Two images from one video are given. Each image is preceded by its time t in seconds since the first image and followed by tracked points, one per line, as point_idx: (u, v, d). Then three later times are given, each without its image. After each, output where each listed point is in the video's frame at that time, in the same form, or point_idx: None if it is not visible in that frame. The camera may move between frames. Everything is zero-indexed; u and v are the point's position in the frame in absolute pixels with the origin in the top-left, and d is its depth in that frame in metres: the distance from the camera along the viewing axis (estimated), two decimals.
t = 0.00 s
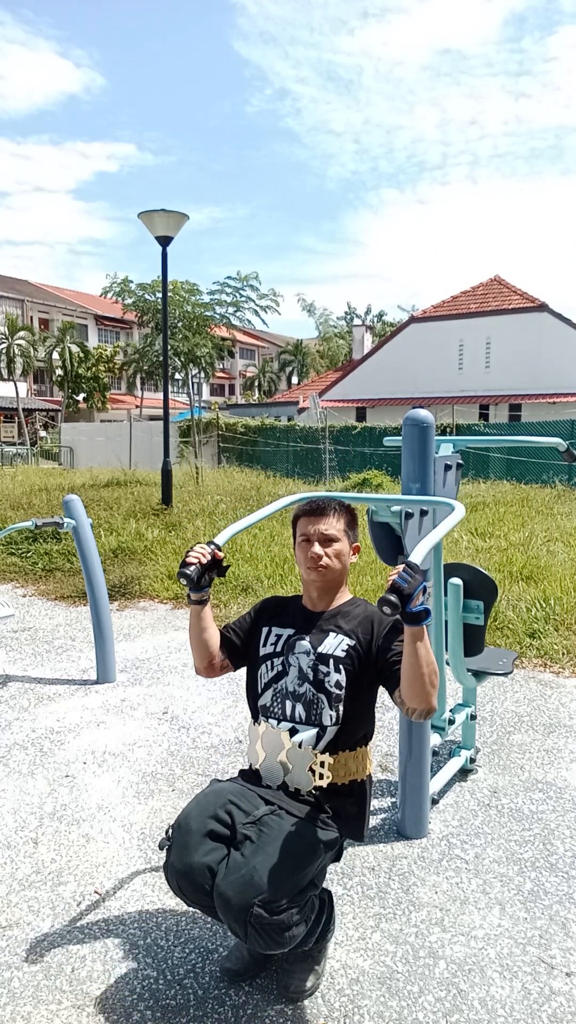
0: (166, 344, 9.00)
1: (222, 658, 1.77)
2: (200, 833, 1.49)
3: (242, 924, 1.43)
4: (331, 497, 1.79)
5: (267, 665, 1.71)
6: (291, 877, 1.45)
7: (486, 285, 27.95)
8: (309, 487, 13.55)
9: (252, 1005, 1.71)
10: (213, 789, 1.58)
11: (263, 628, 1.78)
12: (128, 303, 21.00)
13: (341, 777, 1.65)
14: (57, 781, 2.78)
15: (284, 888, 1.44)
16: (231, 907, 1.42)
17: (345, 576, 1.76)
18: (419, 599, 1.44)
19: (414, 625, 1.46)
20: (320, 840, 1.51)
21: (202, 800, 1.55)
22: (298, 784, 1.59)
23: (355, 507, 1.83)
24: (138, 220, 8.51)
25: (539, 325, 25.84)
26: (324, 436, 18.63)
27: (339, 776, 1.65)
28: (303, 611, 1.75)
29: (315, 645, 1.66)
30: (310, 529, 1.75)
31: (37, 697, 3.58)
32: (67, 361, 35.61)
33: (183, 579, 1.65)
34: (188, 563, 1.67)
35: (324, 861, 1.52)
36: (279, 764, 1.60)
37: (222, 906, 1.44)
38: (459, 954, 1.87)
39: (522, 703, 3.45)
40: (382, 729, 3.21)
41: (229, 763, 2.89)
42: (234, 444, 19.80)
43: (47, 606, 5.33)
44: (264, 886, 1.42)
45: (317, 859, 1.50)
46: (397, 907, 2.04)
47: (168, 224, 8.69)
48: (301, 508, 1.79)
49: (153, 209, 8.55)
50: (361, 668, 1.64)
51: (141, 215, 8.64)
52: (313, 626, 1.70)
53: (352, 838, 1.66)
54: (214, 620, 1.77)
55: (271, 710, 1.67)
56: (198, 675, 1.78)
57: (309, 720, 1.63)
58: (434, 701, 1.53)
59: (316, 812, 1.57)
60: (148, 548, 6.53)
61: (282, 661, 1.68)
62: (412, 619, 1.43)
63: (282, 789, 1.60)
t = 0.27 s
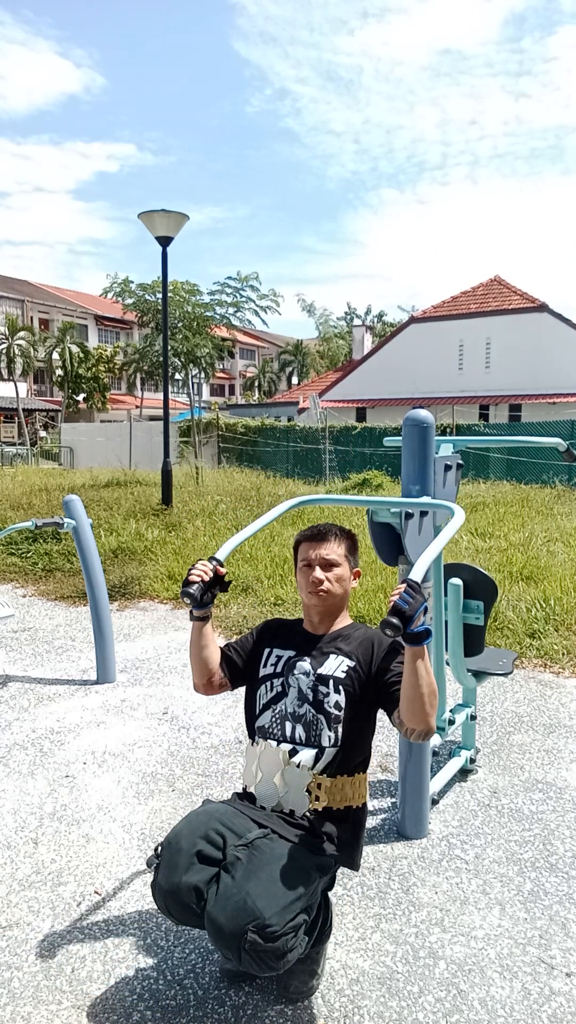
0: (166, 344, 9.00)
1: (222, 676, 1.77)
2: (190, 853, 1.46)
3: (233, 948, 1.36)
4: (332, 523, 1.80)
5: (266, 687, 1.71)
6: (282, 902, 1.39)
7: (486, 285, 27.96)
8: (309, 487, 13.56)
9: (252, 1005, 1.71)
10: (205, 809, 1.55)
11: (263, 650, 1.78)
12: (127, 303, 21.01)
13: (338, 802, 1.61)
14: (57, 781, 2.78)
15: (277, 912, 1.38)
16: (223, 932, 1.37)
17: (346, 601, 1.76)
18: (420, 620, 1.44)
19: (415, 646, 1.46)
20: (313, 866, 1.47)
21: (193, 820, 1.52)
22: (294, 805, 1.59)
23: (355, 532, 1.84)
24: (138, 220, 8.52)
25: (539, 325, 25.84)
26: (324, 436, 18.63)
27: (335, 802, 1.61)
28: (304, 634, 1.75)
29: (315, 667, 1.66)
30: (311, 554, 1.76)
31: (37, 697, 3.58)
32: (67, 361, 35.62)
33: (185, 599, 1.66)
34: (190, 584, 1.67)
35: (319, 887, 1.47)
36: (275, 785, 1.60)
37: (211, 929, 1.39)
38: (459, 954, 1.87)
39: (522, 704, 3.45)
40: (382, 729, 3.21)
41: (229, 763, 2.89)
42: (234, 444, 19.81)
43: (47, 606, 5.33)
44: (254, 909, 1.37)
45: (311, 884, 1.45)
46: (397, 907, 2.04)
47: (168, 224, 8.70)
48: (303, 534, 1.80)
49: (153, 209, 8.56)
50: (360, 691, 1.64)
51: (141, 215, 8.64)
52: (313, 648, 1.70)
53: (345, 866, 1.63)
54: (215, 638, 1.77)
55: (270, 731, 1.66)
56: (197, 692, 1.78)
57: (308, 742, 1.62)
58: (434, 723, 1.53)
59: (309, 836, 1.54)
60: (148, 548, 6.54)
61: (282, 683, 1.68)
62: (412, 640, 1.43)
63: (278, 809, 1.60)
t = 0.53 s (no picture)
0: (166, 344, 8.99)
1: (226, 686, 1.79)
2: (184, 867, 1.46)
3: (232, 962, 1.37)
4: (333, 526, 1.81)
5: (263, 689, 1.70)
6: (279, 914, 1.39)
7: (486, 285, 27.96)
8: (309, 487, 13.56)
9: (252, 1005, 1.71)
10: (199, 819, 1.55)
11: (260, 653, 1.78)
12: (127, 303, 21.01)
13: (333, 806, 1.60)
14: (57, 781, 2.78)
15: (274, 924, 1.38)
16: (221, 947, 1.37)
17: (344, 604, 1.76)
18: (421, 634, 1.44)
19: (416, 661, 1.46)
20: (310, 873, 1.47)
21: (187, 833, 1.52)
22: (289, 808, 1.58)
23: (355, 536, 1.85)
24: (138, 220, 8.52)
25: (539, 325, 25.85)
26: (324, 436, 18.63)
27: (331, 805, 1.60)
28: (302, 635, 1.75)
29: (314, 669, 1.66)
30: (311, 556, 1.76)
31: (37, 697, 3.58)
32: (67, 361, 35.63)
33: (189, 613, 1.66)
34: (192, 598, 1.67)
35: (317, 895, 1.47)
36: (271, 787, 1.60)
37: (208, 943, 1.38)
38: (459, 954, 1.87)
39: (522, 703, 3.45)
40: (382, 729, 3.21)
41: (229, 763, 2.89)
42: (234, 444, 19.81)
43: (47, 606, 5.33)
44: (251, 923, 1.36)
45: (308, 893, 1.44)
46: (397, 907, 2.04)
47: (168, 224, 8.70)
48: (303, 535, 1.81)
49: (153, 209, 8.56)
50: (359, 694, 1.64)
51: (141, 215, 8.64)
52: (311, 650, 1.70)
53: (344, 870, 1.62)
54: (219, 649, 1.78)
55: (266, 733, 1.66)
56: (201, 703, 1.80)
57: (306, 744, 1.62)
58: (430, 735, 1.54)
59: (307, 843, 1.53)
60: (148, 548, 6.54)
61: (279, 685, 1.68)
62: (414, 656, 1.43)
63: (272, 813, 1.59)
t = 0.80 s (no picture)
0: (166, 344, 8.99)
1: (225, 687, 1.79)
2: (184, 867, 1.46)
3: (232, 963, 1.37)
4: (332, 529, 1.80)
5: (264, 693, 1.71)
6: (280, 917, 1.39)
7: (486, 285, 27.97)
8: (309, 486, 13.56)
9: (252, 1005, 1.70)
10: (200, 821, 1.55)
11: (261, 656, 1.78)
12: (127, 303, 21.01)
13: (335, 809, 1.60)
14: (57, 781, 2.78)
15: (275, 926, 1.38)
16: (221, 949, 1.36)
17: (345, 608, 1.76)
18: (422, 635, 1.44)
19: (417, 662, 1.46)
20: (310, 877, 1.47)
21: (187, 834, 1.52)
22: (290, 812, 1.58)
23: (355, 539, 1.85)
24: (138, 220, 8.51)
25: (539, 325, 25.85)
26: (324, 436, 18.63)
27: (332, 809, 1.60)
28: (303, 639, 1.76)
29: (315, 673, 1.66)
30: (311, 560, 1.76)
31: (37, 697, 3.58)
32: (67, 361, 35.64)
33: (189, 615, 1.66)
34: (192, 599, 1.67)
35: (317, 898, 1.47)
36: (272, 790, 1.60)
37: (209, 945, 1.38)
38: (459, 954, 1.87)
39: (522, 703, 3.45)
40: (381, 729, 3.21)
41: (229, 763, 2.89)
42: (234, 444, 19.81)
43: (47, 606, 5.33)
44: (251, 925, 1.36)
45: (309, 897, 1.44)
46: (397, 907, 2.04)
47: (168, 224, 8.70)
48: (303, 539, 1.81)
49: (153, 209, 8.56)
50: (361, 698, 1.64)
51: (141, 215, 8.64)
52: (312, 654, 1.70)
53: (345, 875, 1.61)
54: (219, 648, 1.78)
55: (267, 737, 1.66)
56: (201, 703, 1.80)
57: (307, 748, 1.62)
58: (434, 737, 1.54)
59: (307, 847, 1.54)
60: (148, 548, 6.54)
61: (280, 689, 1.68)
62: (415, 656, 1.43)
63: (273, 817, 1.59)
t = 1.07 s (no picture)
0: (166, 344, 9.00)
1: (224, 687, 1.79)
2: (184, 871, 1.46)
3: (232, 968, 1.37)
4: (332, 532, 1.80)
5: (265, 694, 1.71)
6: (280, 921, 1.39)
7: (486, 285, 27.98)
8: (309, 486, 13.56)
9: (252, 1005, 1.71)
10: (199, 824, 1.55)
11: (262, 659, 1.78)
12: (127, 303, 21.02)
13: (334, 813, 1.60)
14: (57, 781, 2.78)
15: (276, 932, 1.38)
16: (221, 954, 1.37)
17: (345, 611, 1.76)
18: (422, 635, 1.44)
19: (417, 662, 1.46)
20: (310, 880, 1.47)
21: (186, 837, 1.51)
22: (290, 815, 1.58)
23: (355, 542, 1.85)
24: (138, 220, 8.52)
25: (539, 325, 25.86)
26: (324, 436, 18.64)
27: (332, 811, 1.60)
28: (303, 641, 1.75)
29: (315, 676, 1.66)
30: (311, 563, 1.76)
31: (37, 697, 3.58)
32: (67, 361, 35.65)
33: (189, 614, 1.66)
34: (192, 598, 1.67)
35: (316, 901, 1.47)
36: (271, 793, 1.60)
37: (210, 950, 1.38)
38: (459, 954, 1.87)
39: (522, 703, 3.46)
40: (381, 730, 3.21)
41: (229, 763, 2.89)
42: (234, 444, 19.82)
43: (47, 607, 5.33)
44: (252, 929, 1.37)
45: (308, 900, 1.45)
46: (397, 907, 2.04)
47: (168, 225, 8.70)
48: (303, 542, 1.81)
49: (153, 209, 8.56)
50: (361, 699, 1.64)
51: (141, 215, 8.65)
52: (313, 656, 1.70)
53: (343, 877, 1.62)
54: (219, 648, 1.78)
55: (267, 739, 1.66)
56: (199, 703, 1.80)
57: (307, 750, 1.62)
58: (436, 738, 1.54)
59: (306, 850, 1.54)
60: (148, 548, 6.54)
61: (280, 691, 1.68)
62: (415, 656, 1.43)
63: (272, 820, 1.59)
